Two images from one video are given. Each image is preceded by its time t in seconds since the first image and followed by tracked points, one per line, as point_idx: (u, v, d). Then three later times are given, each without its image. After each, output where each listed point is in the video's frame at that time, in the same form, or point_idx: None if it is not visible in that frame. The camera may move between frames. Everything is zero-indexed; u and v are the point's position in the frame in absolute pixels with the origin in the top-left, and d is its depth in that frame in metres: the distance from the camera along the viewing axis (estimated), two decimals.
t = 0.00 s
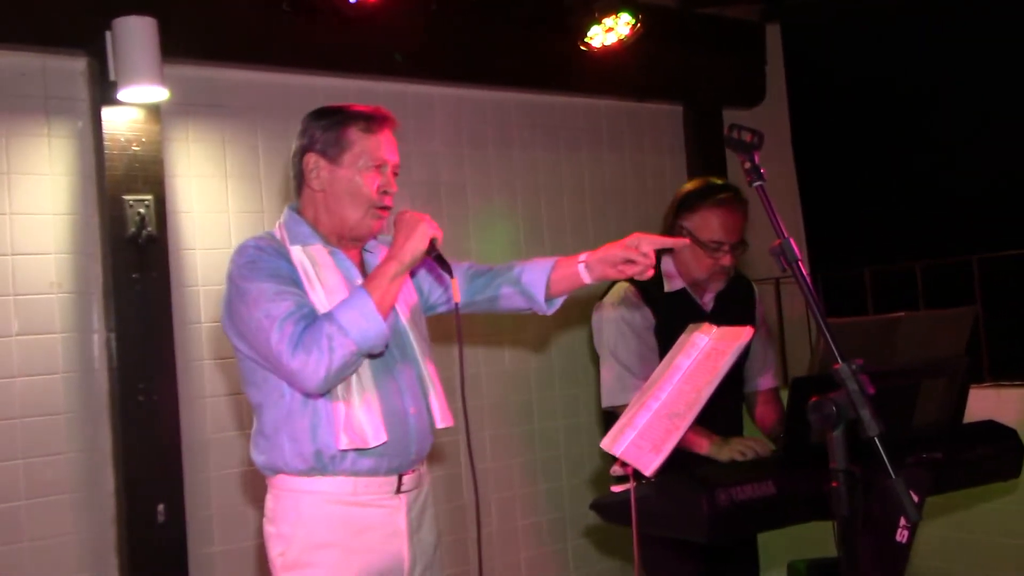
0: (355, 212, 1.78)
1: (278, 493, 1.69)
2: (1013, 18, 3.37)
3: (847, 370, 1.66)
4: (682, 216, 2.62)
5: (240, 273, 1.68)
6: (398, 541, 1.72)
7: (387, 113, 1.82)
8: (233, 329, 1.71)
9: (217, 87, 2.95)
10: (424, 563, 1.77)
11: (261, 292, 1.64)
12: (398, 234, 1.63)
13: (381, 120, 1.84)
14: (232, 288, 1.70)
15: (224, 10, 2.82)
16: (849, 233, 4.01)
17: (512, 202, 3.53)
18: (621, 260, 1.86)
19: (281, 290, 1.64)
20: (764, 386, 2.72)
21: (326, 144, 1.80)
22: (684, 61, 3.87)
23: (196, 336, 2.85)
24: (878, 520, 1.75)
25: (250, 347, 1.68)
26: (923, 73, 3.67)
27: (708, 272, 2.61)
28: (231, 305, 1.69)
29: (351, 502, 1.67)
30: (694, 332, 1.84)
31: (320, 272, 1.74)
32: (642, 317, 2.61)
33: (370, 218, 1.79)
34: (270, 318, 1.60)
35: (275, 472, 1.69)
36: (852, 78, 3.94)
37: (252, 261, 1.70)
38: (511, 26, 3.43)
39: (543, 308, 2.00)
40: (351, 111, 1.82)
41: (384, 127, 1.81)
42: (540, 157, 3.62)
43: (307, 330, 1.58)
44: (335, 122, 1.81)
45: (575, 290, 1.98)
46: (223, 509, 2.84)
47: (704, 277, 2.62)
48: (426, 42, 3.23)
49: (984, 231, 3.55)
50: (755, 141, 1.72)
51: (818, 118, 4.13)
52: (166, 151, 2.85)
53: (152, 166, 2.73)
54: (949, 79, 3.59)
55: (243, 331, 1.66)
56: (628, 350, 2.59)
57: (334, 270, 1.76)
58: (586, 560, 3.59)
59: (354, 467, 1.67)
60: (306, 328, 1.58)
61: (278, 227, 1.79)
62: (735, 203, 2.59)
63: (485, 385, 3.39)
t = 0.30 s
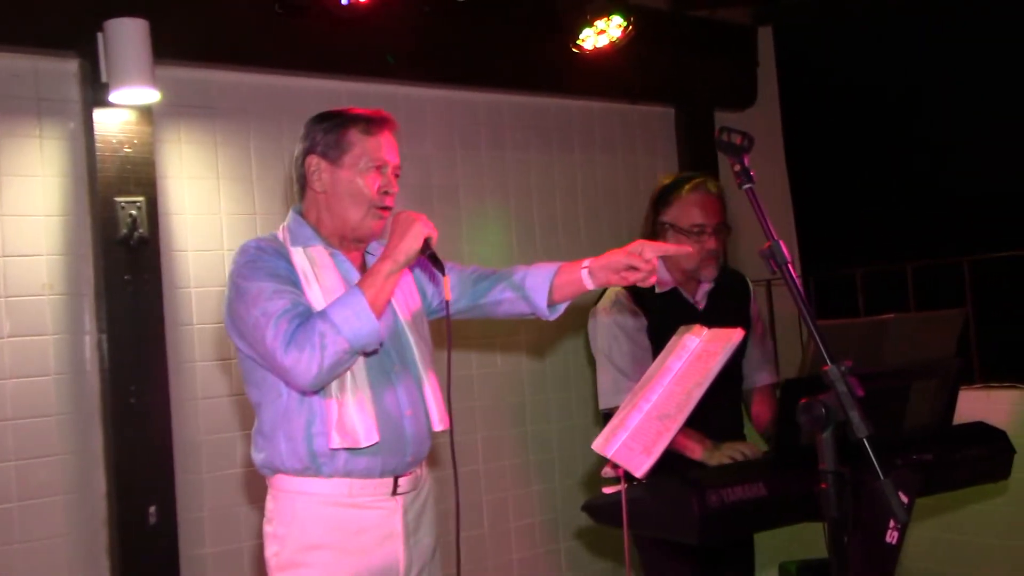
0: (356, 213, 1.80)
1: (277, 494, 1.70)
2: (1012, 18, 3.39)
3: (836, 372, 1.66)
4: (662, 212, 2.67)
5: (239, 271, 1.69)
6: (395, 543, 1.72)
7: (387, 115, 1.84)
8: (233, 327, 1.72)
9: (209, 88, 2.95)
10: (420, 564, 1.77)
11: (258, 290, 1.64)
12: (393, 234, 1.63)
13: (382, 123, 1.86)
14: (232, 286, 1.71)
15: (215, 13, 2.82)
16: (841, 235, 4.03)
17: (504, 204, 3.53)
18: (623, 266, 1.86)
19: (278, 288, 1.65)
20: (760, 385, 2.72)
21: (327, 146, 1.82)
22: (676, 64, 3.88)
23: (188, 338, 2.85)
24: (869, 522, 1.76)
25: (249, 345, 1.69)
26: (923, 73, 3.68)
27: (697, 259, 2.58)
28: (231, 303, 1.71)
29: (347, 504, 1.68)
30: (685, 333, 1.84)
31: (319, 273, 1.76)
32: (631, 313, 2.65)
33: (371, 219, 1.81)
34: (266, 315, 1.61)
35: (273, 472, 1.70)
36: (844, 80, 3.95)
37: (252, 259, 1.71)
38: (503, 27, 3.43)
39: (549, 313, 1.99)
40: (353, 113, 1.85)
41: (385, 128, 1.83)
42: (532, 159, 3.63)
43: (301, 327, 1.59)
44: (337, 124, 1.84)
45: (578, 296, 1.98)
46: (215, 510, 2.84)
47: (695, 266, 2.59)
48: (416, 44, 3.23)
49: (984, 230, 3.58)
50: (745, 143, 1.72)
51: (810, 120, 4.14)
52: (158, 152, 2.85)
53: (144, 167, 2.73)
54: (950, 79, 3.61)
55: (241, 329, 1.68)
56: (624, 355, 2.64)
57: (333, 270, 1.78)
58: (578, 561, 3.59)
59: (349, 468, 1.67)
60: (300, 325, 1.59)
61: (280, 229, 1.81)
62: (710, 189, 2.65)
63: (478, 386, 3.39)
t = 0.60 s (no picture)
0: (353, 212, 1.80)
1: (270, 494, 1.70)
2: (1013, 18, 3.31)
3: (828, 374, 1.67)
4: (652, 206, 2.72)
5: (234, 271, 1.69)
6: (388, 544, 1.72)
7: (382, 114, 1.84)
8: (227, 327, 1.72)
9: (201, 88, 2.94)
10: (413, 566, 1.77)
11: (253, 289, 1.64)
12: (387, 232, 1.63)
13: (377, 122, 1.86)
14: (227, 286, 1.71)
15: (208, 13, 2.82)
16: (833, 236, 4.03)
17: (496, 204, 3.53)
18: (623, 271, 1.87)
19: (273, 287, 1.65)
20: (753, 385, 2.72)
21: (322, 145, 1.82)
22: (668, 64, 3.88)
23: (180, 338, 2.85)
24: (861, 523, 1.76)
25: (243, 344, 1.69)
26: (923, 73, 3.62)
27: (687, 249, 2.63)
28: (226, 303, 1.70)
29: (340, 505, 1.67)
30: (677, 333, 1.82)
31: (314, 272, 1.75)
32: (627, 308, 2.62)
33: (367, 217, 1.81)
34: (259, 314, 1.61)
35: (266, 473, 1.70)
36: (836, 81, 3.95)
37: (247, 259, 1.71)
38: (495, 27, 3.43)
39: (544, 316, 1.99)
40: (347, 113, 1.84)
41: (379, 128, 1.83)
42: (524, 159, 3.63)
43: (294, 325, 1.58)
44: (332, 123, 1.84)
45: (575, 300, 1.98)
46: (206, 511, 2.84)
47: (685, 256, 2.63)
48: (409, 44, 3.23)
49: (984, 231, 3.49)
50: (737, 144, 1.73)
51: (802, 122, 4.15)
52: (150, 152, 2.84)
53: (136, 167, 2.73)
54: (950, 79, 3.53)
55: (235, 328, 1.67)
56: (620, 349, 2.61)
57: (328, 269, 1.77)
58: (570, 561, 3.59)
59: (342, 468, 1.67)
60: (293, 323, 1.59)
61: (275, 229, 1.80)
62: (698, 181, 2.70)
63: (470, 387, 3.39)
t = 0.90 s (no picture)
0: (351, 214, 1.79)
1: (265, 497, 1.70)
2: (1013, 18, 3.29)
3: (823, 375, 1.67)
4: (647, 206, 2.71)
5: (232, 270, 1.69)
6: (383, 546, 1.71)
7: (381, 116, 1.84)
8: (224, 327, 1.71)
9: (195, 90, 2.94)
10: (409, 568, 1.77)
11: (250, 289, 1.64)
12: (386, 233, 1.63)
13: (376, 124, 1.86)
14: (224, 285, 1.70)
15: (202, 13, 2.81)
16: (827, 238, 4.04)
17: (491, 206, 3.53)
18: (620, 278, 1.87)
19: (270, 286, 1.65)
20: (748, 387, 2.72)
21: (321, 147, 1.82)
22: (662, 67, 3.88)
23: (174, 340, 2.84)
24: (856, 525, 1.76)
25: (240, 344, 1.68)
26: (923, 74, 3.59)
27: (687, 248, 2.66)
28: (223, 302, 1.70)
29: (336, 507, 1.67)
30: (672, 336, 1.83)
31: (311, 273, 1.75)
32: (623, 307, 2.66)
33: (365, 219, 1.81)
34: (257, 314, 1.60)
35: (261, 475, 1.70)
36: (829, 84, 3.96)
37: (245, 259, 1.70)
38: (490, 29, 3.43)
39: (543, 322, 1.99)
40: (345, 115, 1.84)
41: (378, 129, 1.83)
42: (519, 161, 3.63)
43: (291, 325, 1.58)
44: (331, 125, 1.83)
45: (572, 308, 1.98)
46: (200, 514, 2.83)
47: (685, 254, 2.66)
48: (403, 46, 3.23)
49: (984, 231, 3.46)
50: (732, 146, 1.73)
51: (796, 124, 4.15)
52: (144, 153, 2.83)
53: (129, 169, 2.72)
54: (950, 79, 3.50)
55: (232, 328, 1.67)
56: (614, 348, 2.65)
57: (325, 271, 1.77)
58: (565, 563, 3.59)
59: (337, 470, 1.67)
60: (290, 323, 1.58)
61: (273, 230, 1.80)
62: (692, 179, 2.72)
63: (465, 389, 3.38)
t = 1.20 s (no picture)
0: (352, 215, 1.79)
1: (263, 497, 1.70)
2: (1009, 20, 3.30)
3: (819, 376, 1.67)
4: (643, 205, 2.71)
5: (232, 270, 1.69)
6: (381, 547, 1.71)
7: (382, 119, 1.84)
8: (224, 326, 1.71)
9: (192, 90, 2.94)
10: (406, 569, 1.76)
11: (250, 287, 1.64)
12: (386, 232, 1.62)
13: (377, 126, 1.85)
14: (223, 285, 1.70)
15: (199, 13, 2.81)
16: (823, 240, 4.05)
17: (487, 207, 3.53)
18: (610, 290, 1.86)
19: (270, 285, 1.65)
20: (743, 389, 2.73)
21: (321, 148, 1.82)
22: (659, 69, 3.89)
23: (169, 340, 2.84)
24: (852, 528, 1.76)
25: (239, 343, 1.68)
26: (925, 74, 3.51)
27: (685, 241, 2.64)
28: (223, 302, 1.69)
29: (333, 508, 1.67)
30: (667, 335, 1.82)
31: (311, 274, 1.75)
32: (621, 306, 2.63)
33: (364, 221, 1.80)
34: (256, 312, 1.60)
35: (259, 475, 1.69)
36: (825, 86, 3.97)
37: (245, 258, 1.70)
38: (487, 30, 3.43)
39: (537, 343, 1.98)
40: (347, 117, 1.84)
41: (379, 132, 1.83)
42: (515, 162, 3.63)
43: (291, 323, 1.58)
44: (332, 127, 1.83)
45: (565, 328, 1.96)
46: (195, 515, 2.82)
47: (684, 248, 2.64)
48: (400, 46, 3.23)
49: (984, 230, 3.37)
50: (729, 148, 1.73)
51: (791, 126, 4.16)
52: (140, 153, 2.83)
53: (125, 169, 2.72)
54: (950, 79, 3.44)
55: (232, 327, 1.66)
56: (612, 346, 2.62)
57: (325, 272, 1.77)
58: (560, 565, 3.59)
59: (335, 470, 1.67)
60: (290, 321, 1.58)
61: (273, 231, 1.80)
62: (685, 175, 2.73)
63: (460, 390, 3.38)
